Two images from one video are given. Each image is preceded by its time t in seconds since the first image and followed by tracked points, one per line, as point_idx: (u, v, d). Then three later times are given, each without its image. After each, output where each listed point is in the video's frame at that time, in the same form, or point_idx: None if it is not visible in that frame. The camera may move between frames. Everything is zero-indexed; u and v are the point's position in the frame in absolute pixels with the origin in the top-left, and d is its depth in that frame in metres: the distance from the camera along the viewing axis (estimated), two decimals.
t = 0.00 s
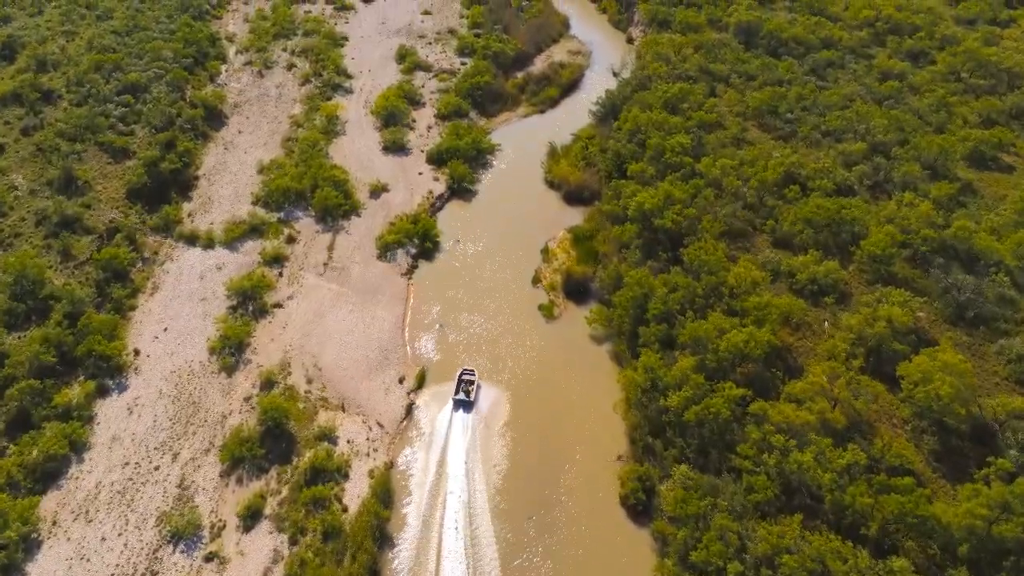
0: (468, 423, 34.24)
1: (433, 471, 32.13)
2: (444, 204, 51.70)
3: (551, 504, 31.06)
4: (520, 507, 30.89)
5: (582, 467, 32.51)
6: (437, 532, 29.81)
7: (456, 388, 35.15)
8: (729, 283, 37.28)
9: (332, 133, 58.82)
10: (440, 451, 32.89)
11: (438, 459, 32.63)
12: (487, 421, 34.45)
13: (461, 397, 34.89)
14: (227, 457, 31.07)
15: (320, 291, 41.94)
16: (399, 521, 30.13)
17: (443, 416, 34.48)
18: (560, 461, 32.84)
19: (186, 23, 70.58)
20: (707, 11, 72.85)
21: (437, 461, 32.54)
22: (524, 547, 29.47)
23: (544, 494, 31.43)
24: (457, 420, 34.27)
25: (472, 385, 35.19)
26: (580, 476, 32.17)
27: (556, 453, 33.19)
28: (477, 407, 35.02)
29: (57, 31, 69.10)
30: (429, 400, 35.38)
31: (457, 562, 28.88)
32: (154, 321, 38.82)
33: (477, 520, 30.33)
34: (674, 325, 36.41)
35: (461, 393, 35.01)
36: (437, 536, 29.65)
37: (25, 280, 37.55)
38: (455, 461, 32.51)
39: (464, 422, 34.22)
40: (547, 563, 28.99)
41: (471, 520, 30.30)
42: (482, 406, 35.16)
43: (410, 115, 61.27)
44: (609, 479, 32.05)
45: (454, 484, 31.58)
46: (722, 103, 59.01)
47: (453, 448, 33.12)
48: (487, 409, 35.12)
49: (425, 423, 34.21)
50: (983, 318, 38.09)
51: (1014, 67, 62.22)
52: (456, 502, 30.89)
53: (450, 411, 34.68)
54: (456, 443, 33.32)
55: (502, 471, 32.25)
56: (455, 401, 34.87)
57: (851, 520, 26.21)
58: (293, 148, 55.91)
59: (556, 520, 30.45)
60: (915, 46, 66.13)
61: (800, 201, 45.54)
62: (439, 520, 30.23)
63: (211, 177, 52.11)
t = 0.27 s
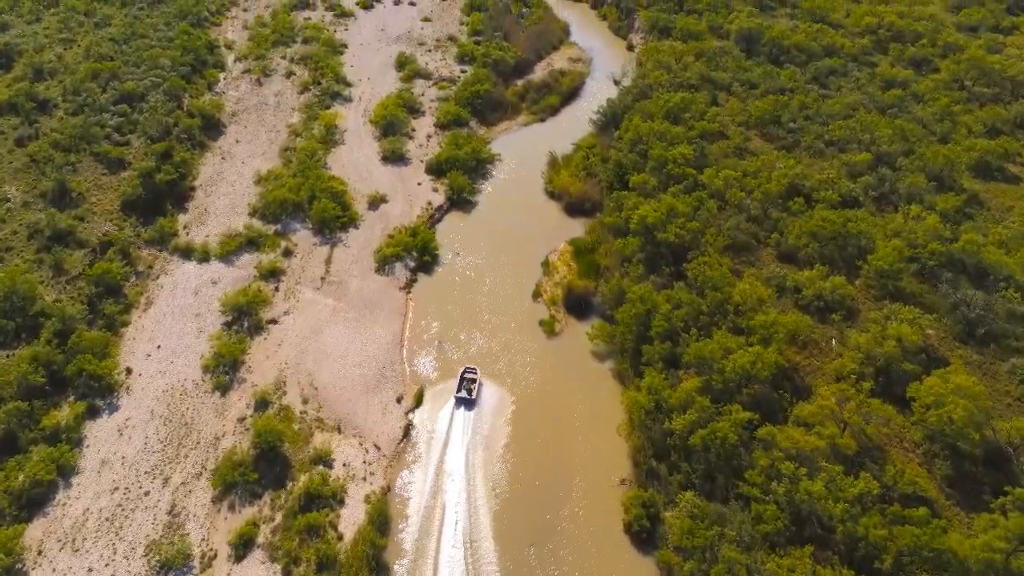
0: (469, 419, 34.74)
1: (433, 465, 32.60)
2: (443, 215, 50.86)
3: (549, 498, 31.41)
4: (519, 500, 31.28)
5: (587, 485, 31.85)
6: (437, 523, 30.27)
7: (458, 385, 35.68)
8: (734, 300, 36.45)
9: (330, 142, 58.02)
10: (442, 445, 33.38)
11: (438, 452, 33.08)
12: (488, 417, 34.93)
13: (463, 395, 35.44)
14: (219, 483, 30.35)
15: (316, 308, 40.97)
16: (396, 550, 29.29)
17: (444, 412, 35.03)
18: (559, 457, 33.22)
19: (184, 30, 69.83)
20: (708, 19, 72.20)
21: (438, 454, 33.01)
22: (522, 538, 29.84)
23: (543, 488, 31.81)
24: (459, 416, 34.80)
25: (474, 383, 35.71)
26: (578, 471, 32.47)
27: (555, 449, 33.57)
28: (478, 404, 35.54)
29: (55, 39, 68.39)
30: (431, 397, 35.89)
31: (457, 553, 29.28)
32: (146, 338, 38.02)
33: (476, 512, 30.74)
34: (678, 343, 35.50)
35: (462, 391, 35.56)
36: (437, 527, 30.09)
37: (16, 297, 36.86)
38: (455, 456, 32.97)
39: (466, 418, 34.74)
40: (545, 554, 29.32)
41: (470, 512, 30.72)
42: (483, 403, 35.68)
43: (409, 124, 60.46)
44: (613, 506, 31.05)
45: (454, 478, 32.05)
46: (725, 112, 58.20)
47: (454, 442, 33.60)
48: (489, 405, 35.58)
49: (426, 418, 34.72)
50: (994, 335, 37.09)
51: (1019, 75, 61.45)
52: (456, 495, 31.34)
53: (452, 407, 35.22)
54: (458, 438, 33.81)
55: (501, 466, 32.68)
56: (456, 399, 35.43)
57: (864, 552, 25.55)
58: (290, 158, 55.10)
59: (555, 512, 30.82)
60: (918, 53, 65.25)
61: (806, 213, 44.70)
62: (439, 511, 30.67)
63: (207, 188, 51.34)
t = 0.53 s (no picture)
0: (470, 419, 35.04)
1: (433, 464, 32.94)
2: (441, 227, 49.90)
3: (547, 498, 31.74)
4: (518, 500, 31.62)
5: (588, 508, 31.30)
6: (437, 522, 30.71)
7: (459, 385, 35.93)
8: (739, 317, 35.50)
9: (326, 152, 57.10)
10: (442, 444, 33.71)
11: (439, 452, 33.42)
12: (488, 417, 35.23)
13: (464, 394, 35.71)
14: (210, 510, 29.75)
15: (311, 325, 39.96)
16: None
17: (445, 411, 35.36)
18: (558, 458, 33.56)
19: (179, 37, 68.86)
20: (708, 25, 71.35)
21: (439, 453, 33.35)
22: (520, 537, 30.25)
23: (541, 489, 32.13)
24: (460, 416, 35.10)
25: (476, 382, 35.93)
26: (576, 473, 32.77)
27: (554, 450, 33.89)
28: (479, 404, 35.83)
29: (48, 46, 67.41)
30: (433, 397, 36.20)
31: (456, 550, 29.78)
32: (136, 357, 37.05)
33: (475, 512, 31.13)
34: (681, 362, 34.57)
35: (463, 391, 35.82)
36: (436, 527, 30.50)
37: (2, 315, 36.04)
38: (455, 455, 33.31)
39: (466, 417, 35.06)
40: (542, 554, 29.71)
41: (469, 511, 31.13)
42: (484, 402, 35.96)
43: (406, 133, 59.50)
44: (616, 535, 30.31)
45: (454, 478, 32.41)
46: (726, 121, 57.27)
47: (454, 442, 33.94)
48: (489, 405, 35.83)
49: (427, 417, 35.03)
50: (1007, 353, 36.03)
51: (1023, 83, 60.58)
52: (456, 494, 31.73)
53: (452, 407, 35.51)
54: (458, 437, 34.16)
55: (501, 467, 32.96)
56: (457, 398, 35.70)
57: None
58: (286, 169, 54.12)
59: (552, 512, 31.20)
60: (921, 60, 64.30)
61: (811, 225, 43.71)
62: (439, 511, 31.08)
63: (201, 199, 50.36)
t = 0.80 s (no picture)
0: (470, 419, 35.21)
1: (435, 462, 33.15)
2: (438, 239, 48.77)
3: (547, 498, 31.90)
4: (517, 499, 31.83)
5: (590, 533, 30.55)
6: (437, 518, 30.91)
7: (461, 385, 36.07)
8: (746, 336, 34.45)
9: (322, 161, 55.95)
10: (443, 444, 33.88)
11: (439, 452, 33.56)
12: (489, 417, 35.41)
13: (466, 394, 35.87)
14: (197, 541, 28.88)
15: (305, 343, 38.82)
16: None
17: (446, 411, 35.55)
18: (558, 461, 33.60)
19: (173, 44, 67.70)
20: (708, 30, 70.31)
21: (439, 453, 33.53)
22: (519, 535, 30.44)
23: (541, 490, 32.24)
24: (461, 416, 35.28)
25: (477, 382, 36.05)
26: (576, 480, 32.68)
27: (555, 452, 33.94)
28: (481, 404, 35.99)
29: (39, 53, 66.22)
30: (433, 398, 36.34)
31: (454, 548, 29.89)
32: (123, 378, 35.97)
33: (474, 511, 31.28)
34: (686, 383, 33.52)
35: (466, 390, 36.01)
36: (436, 524, 30.69)
37: None
38: (455, 455, 33.48)
39: (467, 418, 35.24)
40: (541, 551, 29.90)
41: (469, 509, 31.35)
42: (486, 401, 36.14)
43: (402, 142, 58.37)
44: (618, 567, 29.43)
45: (454, 476, 32.62)
46: (729, 129, 56.23)
47: (455, 442, 34.11)
48: (491, 405, 35.99)
49: (427, 418, 35.20)
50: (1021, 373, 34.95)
51: None
52: (456, 491, 31.95)
53: (454, 407, 35.68)
54: (459, 437, 34.35)
55: (501, 478, 32.69)
56: (460, 397, 35.91)
57: None
58: (280, 180, 52.94)
59: (552, 511, 31.42)
60: (925, 66, 63.27)
61: (817, 239, 42.66)
62: (438, 508, 31.27)
63: (193, 211, 49.20)
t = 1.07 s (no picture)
0: (471, 419, 35.33)
1: (434, 463, 33.30)
2: (434, 252, 47.62)
3: (547, 506, 31.71)
4: (516, 499, 31.99)
5: (591, 560, 29.69)
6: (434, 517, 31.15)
7: (462, 385, 36.18)
8: (754, 356, 33.34)
9: (315, 171, 54.73)
10: (444, 444, 34.03)
11: (440, 452, 33.71)
12: (490, 417, 35.54)
13: (467, 395, 35.96)
14: None
15: (297, 362, 37.63)
16: None
17: (448, 411, 35.72)
18: (559, 461, 33.68)
19: (164, 50, 66.44)
20: (708, 35, 69.16)
21: (439, 453, 33.69)
22: (518, 535, 30.58)
23: (541, 491, 32.36)
24: (462, 416, 35.43)
25: (478, 382, 36.12)
26: (576, 490, 32.34)
27: (555, 453, 34.02)
28: (482, 404, 36.10)
29: (28, 60, 64.97)
30: (435, 399, 36.48)
31: (452, 547, 30.12)
32: (108, 401, 34.87)
33: (475, 511, 31.49)
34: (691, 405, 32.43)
35: (467, 390, 36.09)
36: (434, 523, 30.91)
37: None
38: (455, 455, 33.65)
39: (469, 417, 35.37)
40: (539, 552, 30.01)
41: (467, 509, 31.54)
42: (487, 402, 36.27)
43: (398, 150, 57.18)
44: None
45: (453, 475, 32.81)
46: (731, 137, 55.13)
47: (455, 442, 34.23)
48: (492, 406, 36.13)
49: (428, 419, 35.36)
50: None
51: None
52: (455, 490, 32.19)
53: (455, 407, 35.83)
54: (460, 436, 34.52)
55: (501, 495, 32.17)
56: (461, 397, 36.02)
57: None
58: (272, 190, 51.69)
59: (550, 511, 31.57)
60: (928, 71, 62.14)
61: (823, 252, 41.57)
62: (438, 506, 31.52)
63: (183, 224, 47.97)
